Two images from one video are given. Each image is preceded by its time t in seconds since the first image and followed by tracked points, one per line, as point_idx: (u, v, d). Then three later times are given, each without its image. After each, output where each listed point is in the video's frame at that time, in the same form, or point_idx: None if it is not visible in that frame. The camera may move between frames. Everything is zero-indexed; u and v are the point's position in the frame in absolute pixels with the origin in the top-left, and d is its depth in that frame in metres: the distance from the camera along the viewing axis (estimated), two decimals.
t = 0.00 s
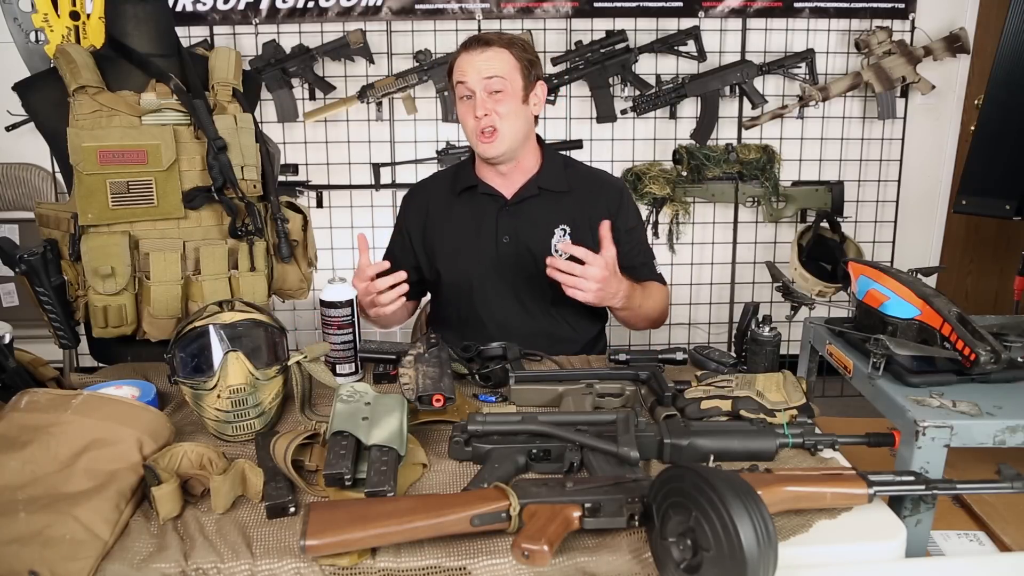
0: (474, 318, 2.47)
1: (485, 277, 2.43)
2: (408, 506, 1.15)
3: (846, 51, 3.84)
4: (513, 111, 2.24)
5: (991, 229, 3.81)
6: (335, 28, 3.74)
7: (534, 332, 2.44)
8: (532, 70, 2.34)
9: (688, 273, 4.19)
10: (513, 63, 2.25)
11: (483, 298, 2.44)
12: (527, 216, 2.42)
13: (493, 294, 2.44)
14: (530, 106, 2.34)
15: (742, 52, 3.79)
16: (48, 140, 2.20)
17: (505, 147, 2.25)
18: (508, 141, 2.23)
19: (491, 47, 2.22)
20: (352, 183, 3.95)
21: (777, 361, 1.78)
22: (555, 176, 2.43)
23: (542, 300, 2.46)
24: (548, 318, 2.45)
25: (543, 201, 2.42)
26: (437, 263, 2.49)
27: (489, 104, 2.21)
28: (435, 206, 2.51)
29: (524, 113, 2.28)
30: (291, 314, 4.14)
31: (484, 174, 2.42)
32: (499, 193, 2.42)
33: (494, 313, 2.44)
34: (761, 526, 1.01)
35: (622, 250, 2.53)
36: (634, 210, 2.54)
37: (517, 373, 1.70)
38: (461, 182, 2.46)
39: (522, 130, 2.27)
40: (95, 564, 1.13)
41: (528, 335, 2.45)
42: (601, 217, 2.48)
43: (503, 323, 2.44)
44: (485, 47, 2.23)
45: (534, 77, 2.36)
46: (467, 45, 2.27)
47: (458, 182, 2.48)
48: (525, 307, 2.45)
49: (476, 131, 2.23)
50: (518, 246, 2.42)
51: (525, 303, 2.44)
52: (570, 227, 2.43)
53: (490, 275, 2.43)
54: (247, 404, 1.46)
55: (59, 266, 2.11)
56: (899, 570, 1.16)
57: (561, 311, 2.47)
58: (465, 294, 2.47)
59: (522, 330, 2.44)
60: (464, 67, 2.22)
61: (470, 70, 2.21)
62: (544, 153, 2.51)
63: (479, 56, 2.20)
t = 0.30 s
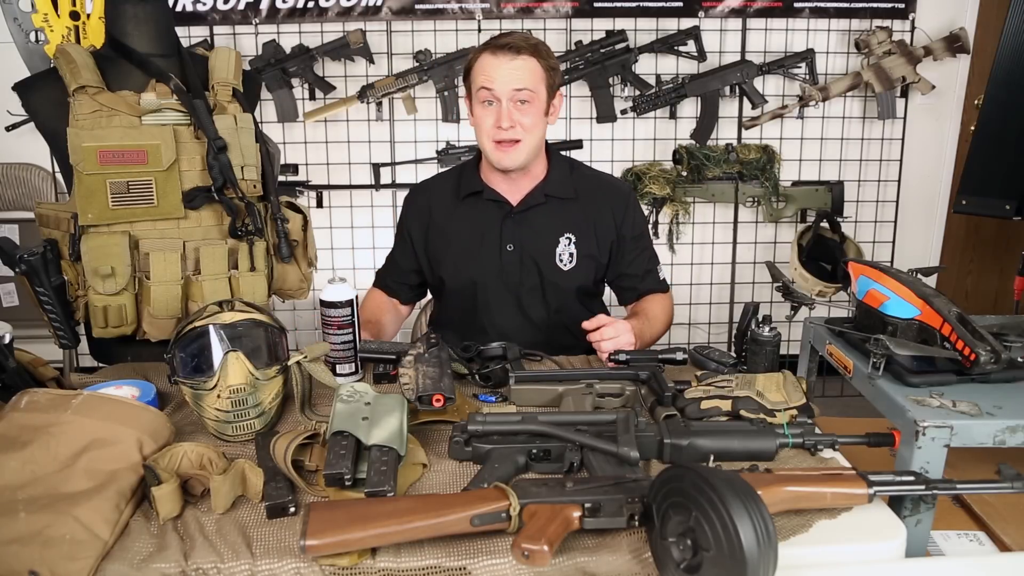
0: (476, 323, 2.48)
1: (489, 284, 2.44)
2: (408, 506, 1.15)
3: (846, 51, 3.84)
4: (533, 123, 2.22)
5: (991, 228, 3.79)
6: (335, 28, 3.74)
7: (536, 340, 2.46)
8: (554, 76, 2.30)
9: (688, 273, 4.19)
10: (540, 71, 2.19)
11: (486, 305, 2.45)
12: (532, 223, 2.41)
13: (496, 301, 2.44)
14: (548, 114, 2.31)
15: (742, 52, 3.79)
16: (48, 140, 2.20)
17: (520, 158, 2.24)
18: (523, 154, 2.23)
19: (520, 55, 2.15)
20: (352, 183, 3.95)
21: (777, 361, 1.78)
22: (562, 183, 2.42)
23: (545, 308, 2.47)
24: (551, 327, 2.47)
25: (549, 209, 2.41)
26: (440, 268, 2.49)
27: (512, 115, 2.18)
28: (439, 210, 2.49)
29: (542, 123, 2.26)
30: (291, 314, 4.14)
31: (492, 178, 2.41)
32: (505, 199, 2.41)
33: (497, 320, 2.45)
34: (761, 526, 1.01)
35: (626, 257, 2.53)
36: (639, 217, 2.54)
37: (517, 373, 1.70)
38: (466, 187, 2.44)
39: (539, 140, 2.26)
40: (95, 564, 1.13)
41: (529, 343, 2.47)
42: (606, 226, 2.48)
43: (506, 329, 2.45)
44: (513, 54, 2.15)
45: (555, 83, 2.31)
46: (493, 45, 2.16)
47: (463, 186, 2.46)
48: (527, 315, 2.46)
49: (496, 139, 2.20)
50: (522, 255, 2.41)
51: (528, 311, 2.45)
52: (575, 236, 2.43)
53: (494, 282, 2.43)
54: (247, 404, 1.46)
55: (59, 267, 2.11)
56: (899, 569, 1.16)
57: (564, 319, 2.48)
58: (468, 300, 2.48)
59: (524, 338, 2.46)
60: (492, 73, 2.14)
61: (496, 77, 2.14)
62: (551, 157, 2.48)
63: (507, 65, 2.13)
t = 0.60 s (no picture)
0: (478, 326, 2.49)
1: (492, 288, 2.44)
2: (409, 506, 1.15)
3: (846, 51, 3.84)
4: (540, 130, 2.21)
5: (991, 228, 3.79)
6: (335, 28, 3.74)
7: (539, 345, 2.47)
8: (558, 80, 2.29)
9: (688, 273, 4.19)
10: (546, 76, 2.18)
11: (489, 309, 2.46)
12: (536, 228, 2.41)
13: (499, 305, 2.45)
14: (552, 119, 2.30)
15: (742, 52, 3.79)
16: (48, 140, 2.20)
17: (527, 165, 2.24)
18: (530, 161, 2.23)
19: (527, 61, 2.13)
20: (352, 183, 3.95)
21: (777, 361, 1.78)
22: (567, 187, 2.41)
23: (548, 311, 2.47)
24: (553, 330, 2.47)
25: (553, 214, 2.41)
26: (443, 271, 2.49)
27: (520, 123, 2.17)
28: (443, 212, 2.49)
29: (549, 129, 2.26)
30: (291, 314, 4.14)
31: (495, 182, 2.40)
32: (509, 204, 2.40)
33: (499, 322, 2.46)
34: (761, 526, 1.01)
35: (630, 260, 2.53)
36: (645, 220, 2.53)
37: (517, 373, 1.70)
38: (470, 191, 2.44)
39: (546, 145, 2.26)
40: (95, 564, 1.13)
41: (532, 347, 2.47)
42: (611, 230, 2.47)
43: (508, 331, 2.46)
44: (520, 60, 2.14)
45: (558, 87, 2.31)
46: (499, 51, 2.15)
47: (467, 189, 2.45)
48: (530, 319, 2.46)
49: (503, 147, 2.19)
50: (526, 260, 2.41)
51: (531, 315, 2.46)
52: (579, 241, 2.43)
53: (497, 286, 2.44)
54: (247, 404, 1.46)
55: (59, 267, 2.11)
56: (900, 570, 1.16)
57: (566, 322, 2.48)
58: (471, 303, 2.48)
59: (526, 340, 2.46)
60: (499, 80, 2.13)
61: (503, 84, 2.13)
62: (556, 161, 2.47)
63: (514, 71, 2.12)
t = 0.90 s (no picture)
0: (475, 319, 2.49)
1: (491, 281, 2.44)
2: (409, 506, 1.15)
3: (846, 51, 3.84)
4: (542, 137, 2.19)
5: (991, 228, 3.80)
6: (335, 28, 3.74)
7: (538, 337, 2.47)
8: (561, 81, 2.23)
9: (688, 273, 4.19)
10: (549, 83, 2.12)
11: (487, 302, 2.46)
12: (534, 221, 2.41)
13: (497, 299, 2.45)
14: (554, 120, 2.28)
15: (742, 52, 3.79)
16: (49, 140, 2.20)
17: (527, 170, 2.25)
18: (531, 166, 2.24)
19: (530, 72, 2.08)
20: (353, 183, 3.95)
21: (777, 361, 1.77)
22: (564, 180, 2.42)
23: (547, 304, 2.47)
24: (552, 322, 2.48)
25: (551, 207, 2.42)
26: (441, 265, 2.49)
27: (522, 133, 2.15)
28: (441, 206, 2.49)
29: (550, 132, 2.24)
30: (291, 314, 4.14)
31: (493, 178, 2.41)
32: (508, 197, 2.40)
33: (498, 316, 2.46)
34: (761, 526, 1.01)
35: (629, 251, 2.53)
36: (643, 211, 2.53)
37: (517, 373, 1.70)
38: (468, 184, 2.44)
39: (547, 148, 2.26)
40: (95, 564, 1.13)
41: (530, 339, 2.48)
42: (609, 222, 2.47)
43: (507, 323, 2.46)
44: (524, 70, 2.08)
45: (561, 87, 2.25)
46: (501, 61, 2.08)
47: (465, 183, 2.46)
48: (528, 311, 2.46)
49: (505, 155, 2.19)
50: (524, 252, 2.42)
51: (529, 308, 2.46)
52: (576, 232, 2.43)
53: (495, 279, 2.44)
54: (247, 404, 1.46)
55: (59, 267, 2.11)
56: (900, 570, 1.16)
57: (565, 314, 2.48)
58: (469, 297, 2.48)
59: (524, 331, 2.47)
60: (501, 93, 2.08)
61: (506, 97, 2.09)
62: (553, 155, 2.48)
63: (517, 84, 2.07)
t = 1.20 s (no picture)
0: (473, 307, 2.46)
1: (487, 268, 2.44)
2: (409, 506, 1.15)
3: (846, 51, 3.84)
4: (529, 150, 2.21)
5: (991, 229, 3.80)
6: (335, 28, 3.74)
7: (539, 320, 2.43)
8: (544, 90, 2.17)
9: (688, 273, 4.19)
10: (532, 108, 2.09)
11: (485, 290, 2.44)
12: (525, 206, 2.41)
13: (495, 287, 2.44)
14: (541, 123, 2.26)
15: (742, 52, 3.79)
16: (48, 140, 2.20)
17: (517, 176, 2.31)
18: (520, 174, 2.29)
19: (513, 102, 2.04)
20: (352, 183, 3.95)
21: (777, 361, 1.77)
22: (551, 164, 2.43)
23: (545, 286, 2.43)
24: (553, 303, 2.44)
25: (542, 191, 2.42)
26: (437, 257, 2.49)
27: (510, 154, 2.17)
28: (430, 198, 2.50)
29: (537, 140, 2.24)
30: (291, 314, 4.14)
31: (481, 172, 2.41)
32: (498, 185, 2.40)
33: (498, 303, 2.44)
34: (761, 526, 1.01)
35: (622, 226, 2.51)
36: (631, 182, 2.52)
37: (517, 373, 1.70)
38: (458, 177, 2.45)
39: (534, 155, 2.27)
40: (95, 564, 1.13)
41: (532, 323, 2.44)
42: (598, 198, 2.46)
43: (506, 310, 2.44)
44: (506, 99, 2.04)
45: (546, 93, 2.20)
46: (482, 92, 2.04)
47: (455, 176, 2.46)
48: (527, 296, 2.43)
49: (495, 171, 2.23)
50: (518, 237, 2.41)
51: (528, 292, 2.43)
52: (567, 211, 2.43)
53: (491, 266, 2.43)
54: (247, 404, 1.46)
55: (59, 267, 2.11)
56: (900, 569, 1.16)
57: (565, 294, 2.45)
58: (467, 286, 2.46)
59: (525, 316, 2.44)
60: (486, 125, 2.07)
61: (491, 128, 2.07)
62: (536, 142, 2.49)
63: (501, 114, 2.05)
